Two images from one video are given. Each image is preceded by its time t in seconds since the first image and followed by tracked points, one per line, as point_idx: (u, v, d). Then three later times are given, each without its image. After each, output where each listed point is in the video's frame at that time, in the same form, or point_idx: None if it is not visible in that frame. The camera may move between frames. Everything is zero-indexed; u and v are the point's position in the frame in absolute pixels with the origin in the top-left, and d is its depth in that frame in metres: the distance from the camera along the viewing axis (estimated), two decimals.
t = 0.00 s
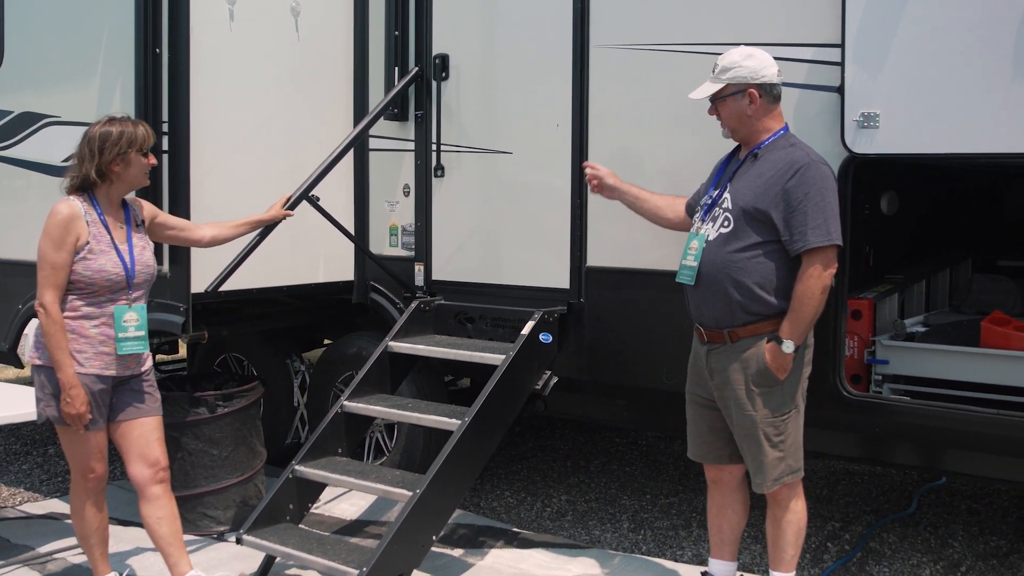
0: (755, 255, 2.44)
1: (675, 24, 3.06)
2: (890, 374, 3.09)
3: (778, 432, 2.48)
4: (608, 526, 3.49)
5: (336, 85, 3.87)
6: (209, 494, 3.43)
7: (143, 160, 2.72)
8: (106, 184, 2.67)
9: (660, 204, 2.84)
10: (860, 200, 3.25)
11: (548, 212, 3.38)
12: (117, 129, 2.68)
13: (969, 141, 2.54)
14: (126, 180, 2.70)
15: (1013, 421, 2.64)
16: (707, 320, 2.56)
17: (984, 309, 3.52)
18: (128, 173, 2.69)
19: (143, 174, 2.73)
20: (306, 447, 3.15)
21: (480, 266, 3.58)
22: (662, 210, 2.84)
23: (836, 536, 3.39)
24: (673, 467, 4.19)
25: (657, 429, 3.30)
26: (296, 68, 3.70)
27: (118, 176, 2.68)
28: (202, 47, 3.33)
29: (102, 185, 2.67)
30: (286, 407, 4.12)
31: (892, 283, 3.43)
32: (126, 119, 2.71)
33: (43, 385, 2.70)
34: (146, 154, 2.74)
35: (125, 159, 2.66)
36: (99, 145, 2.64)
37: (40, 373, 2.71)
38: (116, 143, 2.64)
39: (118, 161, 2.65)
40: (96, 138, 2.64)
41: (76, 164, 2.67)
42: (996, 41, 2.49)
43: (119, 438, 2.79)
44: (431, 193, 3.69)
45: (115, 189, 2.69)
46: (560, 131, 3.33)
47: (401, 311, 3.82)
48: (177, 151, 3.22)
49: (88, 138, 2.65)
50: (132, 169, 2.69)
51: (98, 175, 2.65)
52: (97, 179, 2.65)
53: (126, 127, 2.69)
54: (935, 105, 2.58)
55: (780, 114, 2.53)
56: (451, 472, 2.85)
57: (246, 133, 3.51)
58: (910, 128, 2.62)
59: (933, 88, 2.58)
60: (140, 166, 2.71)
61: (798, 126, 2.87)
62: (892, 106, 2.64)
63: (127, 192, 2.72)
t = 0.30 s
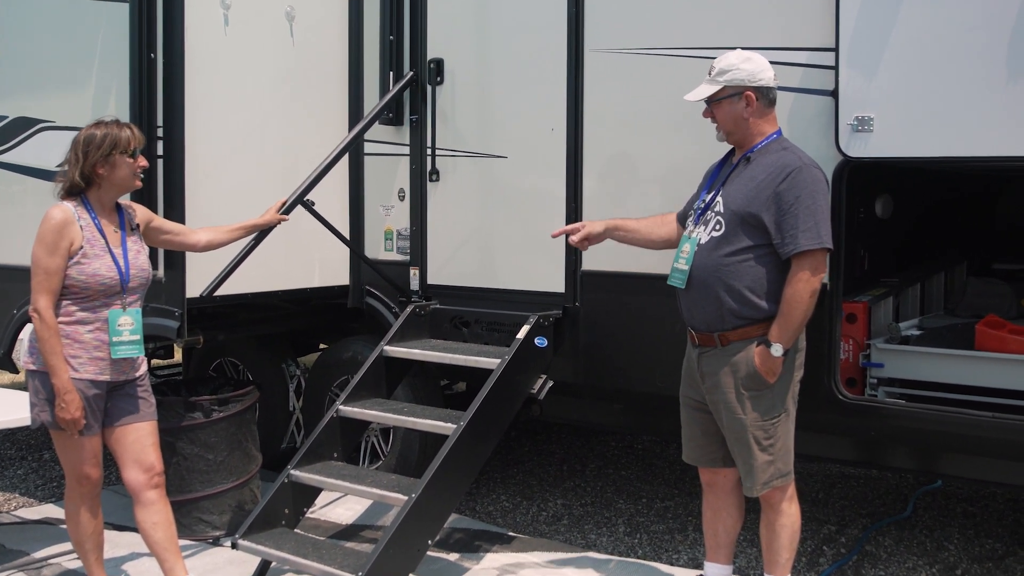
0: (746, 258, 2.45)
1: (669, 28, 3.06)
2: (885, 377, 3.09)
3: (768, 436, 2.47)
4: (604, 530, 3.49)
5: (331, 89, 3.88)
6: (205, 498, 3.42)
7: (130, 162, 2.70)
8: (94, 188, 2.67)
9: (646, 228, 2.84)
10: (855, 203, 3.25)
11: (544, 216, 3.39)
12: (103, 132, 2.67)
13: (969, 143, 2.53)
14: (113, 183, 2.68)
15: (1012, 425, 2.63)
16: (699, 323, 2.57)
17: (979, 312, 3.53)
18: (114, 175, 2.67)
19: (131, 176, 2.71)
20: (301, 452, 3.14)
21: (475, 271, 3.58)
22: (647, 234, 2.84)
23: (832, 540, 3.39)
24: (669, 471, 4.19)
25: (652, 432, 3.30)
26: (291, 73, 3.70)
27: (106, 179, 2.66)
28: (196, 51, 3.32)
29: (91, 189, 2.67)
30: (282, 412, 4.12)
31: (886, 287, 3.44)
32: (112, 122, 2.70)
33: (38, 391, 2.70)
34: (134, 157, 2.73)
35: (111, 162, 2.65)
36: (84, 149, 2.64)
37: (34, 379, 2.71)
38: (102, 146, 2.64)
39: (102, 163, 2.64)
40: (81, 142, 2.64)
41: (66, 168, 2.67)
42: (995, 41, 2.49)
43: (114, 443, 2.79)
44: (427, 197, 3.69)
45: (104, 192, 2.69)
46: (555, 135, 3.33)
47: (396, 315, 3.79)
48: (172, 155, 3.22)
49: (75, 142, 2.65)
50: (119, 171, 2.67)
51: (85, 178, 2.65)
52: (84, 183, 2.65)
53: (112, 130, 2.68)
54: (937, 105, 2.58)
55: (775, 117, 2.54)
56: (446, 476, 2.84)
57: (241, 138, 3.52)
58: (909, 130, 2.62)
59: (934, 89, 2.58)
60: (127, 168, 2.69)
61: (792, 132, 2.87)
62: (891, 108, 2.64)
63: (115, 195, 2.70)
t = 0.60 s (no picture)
0: (744, 255, 2.44)
1: (672, 25, 3.06)
2: (888, 373, 3.09)
3: (768, 433, 2.47)
4: (607, 527, 3.50)
5: (333, 86, 3.88)
6: (208, 496, 3.42)
7: (135, 160, 2.72)
8: (103, 188, 2.68)
9: (655, 199, 2.85)
10: (858, 200, 3.25)
11: (546, 213, 3.38)
12: (106, 130, 2.67)
13: (968, 144, 2.53)
14: (121, 180, 2.70)
15: (1016, 422, 2.63)
16: (698, 320, 2.57)
17: (982, 308, 3.53)
18: (121, 173, 2.69)
19: (136, 173, 2.73)
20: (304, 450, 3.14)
21: (477, 268, 3.58)
22: (656, 207, 2.84)
23: (835, 537, 3.38)
24: (671, 468, 4.19)
25: (655, 429, 3.30)
26: (293, 70, 3.70)
27: (111, 178, 2.67)
28: (198, 49, 3.32)
29: (98, 188, 2.67)
30: (285, 409, 4.12)
31: (889, 284, 3.44)
32: (114, 119, 2.70)
33: (40, 389, 2.70)
34: (138, 154, 2.74)
35: (117, 160, 2.66)
36: (91, 148, 2.64)
37: (36, 377, 2.71)
38: (108, 144, 2.64)
39: (111, 163, 2.65)
40: (87, 141, 2.64)
41: (71, 169, 2.65)
42: (996, 42, 2.48)
43: (116, 441, 2.79)
44: (429, 194, 3.69)
45: (110, 190, 2.70)
46: (557, 133, 3.33)
47: (399, 312, 3.81)
48: (175, 153, 3.22)
49: (79, 141, 2.65)
50: (126, 169, 2.69)
51: (94, 179, 2.65)
52: (92, 183, 2.65)
53: (115, 128, 2.68)
54: (937, 105, 2.57)
55: (775, 116, 2.52)
56: (449, 473, 2.84)
57: (243, 135, 3.52)
58: (909, 130, 2.62)
59: (934, 88, 2.58)
60: (133, 165, 2.71)
61: (795, 128, 2.87)
62: (891, 107, 2.64)
63: (121, 192, 2.72)
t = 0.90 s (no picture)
0: (737, 258, 2.45)
1: (676, 25, 3.05)
2: (892, 375, 3.08)
3: (760, 436, 2.47)
4: (610, 528, 3.49)
5: (336, 87, 3.88)
6: (211, 496, 3.43)
7: (141, 161, 2.72)
8: (108, 188, 2.68)
9: (649, 199, 2.86)
10: (861, 201, 3.25)
11: (549, 213, 3.38)
12: (113, 131, 2.68)
13: (970, 144, 2.53)
14: (127, 181, 2.70)
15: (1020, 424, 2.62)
16: (694, 320, 2.58)
17: (986, 310, 3.52)
18: (127, 174, 2.69)
19: (142, 174, 2.74)
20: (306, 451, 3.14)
21: (480, 269, 3.58)
22: (655, 209, 2.85)
23: (838, 539, 3.38)
24: (675, 469, 4.19)
25: (658, 430, 3.30)
26: (297, 71, 3.70)
27: (118, 179, 2.68)
28: (203, 49, 3.33)
29: (103, 189, 2.67)
30: (288, 410, 4.12)
31: (893, 285, 3.44)
32: (121, 121, 2.71)
33: (43, 389, 2.70)
34: (143, 155, 2.75)
35: (124, 162, 2.67)
36: (97, 149, 2.64)
37: (39, 377, 2.71)
38: (116, 145, 2.65)
39: (117, 164, 2.66)
40: (93, 142, 2.64)
41: (75, 169, 2.65)
42: (999, 43, 2.48)
43: (119, 441, 2.79)
44: (432, 195, 3.69)
45: (115, 191, 2.70)
46: (561, 134, 3.33)
47: (402, 313, 3.82)
48: (178, 154, 3.23)
49: (84, 142, 2.65)
50: (131, 169, 2.69)
51: (99, 179, 2.65)
52: (97, 184, 2.65)
53: (122, 129, 2.68)
54: (939, 106, 2.57)
55: (781, 119, 2.52)
56: (452, 474, 2.84)
57: (247, 136, 3.52)
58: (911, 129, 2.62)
59: (936, 89, 2.58)
60: (138, 166, 2.71)
61: (798, 128, 2.87)
62: (893, 107, 2.64)
63: (126, 193, 2.72)
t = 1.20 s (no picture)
0: (741, 256, 2.45)
1: (679, 22, 3.05)
2: (896, 372, 3.08)
3: (767, 433, 2.46)
4: (614, 526, 3.49)
5: (340, 86, 3.88)
6: (215, 495, 3.43)
7: (146, 159, 2.73)
8: (112, 187, 2.68)
9: (667, 153, 2.89)
10: (866, 199, 3.25)
11: (553, 211, 3.38)
12: (119, 129, 2.68)
13: (973, 141, 2.53)
14: (132, 180, 2.71)
15: None
16: (698, 318, 2.57)
17: (990, 307, 3.51)
18: (132, 174, 2.70)
19: (147, 172, 2.74)
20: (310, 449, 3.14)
21: (484, 267, 3.58)
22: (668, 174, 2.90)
23: (843, 536, 3.38)
24: (679, 467, 4.19)
25: (662, 427, 3.30)
26: (301, 70, 3.71)
27: (123, 178, 2.68)
28: (207, 47, 3.32)
29: (107, 187, 2.67)
30: (292, 408, 4.12)
31: (897, 282, 3.44)
32: (126, 119, 2.71)
33: (48, 388, 2.71)
34: (149, 154, 2.75)
35: (130, 160, 2.67)
36: (103, 148, 2.64)
37: (44, 376, 2.72)
38: (122, 144, 2.65)
39: (122, 162, 2.66)
40: (98, 140, 2.64)
41: (80, 168, 2.65)
42: (1004, 40, 2.47)
43: (124, 440, 2.79)
44: (436, 192, 3.69)
45: (120, 189, 2.70)
46: (565, 131, 3.33)
47: (406, 311, 3.79)
48: (182, 152, 3.23)
49: (89, 140, 2.65)
50: (137, 168, 2.70)
51: (104, 178, 2.65)
52: (102, 183, 2.65)
53: (127, 128, 2.69)
54: (943, 103, 2.57)
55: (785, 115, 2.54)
56: (456, 472, 2.84)
57: (250, 134, 3.52)
58: (915, 127, 2.61)
59: (939, 85, 2.57)
60: (144, 165, 2.72)
61: (802, 125, 2.87)
62: (896, 104, 2.63)
63: (130, 192, 2.72)
